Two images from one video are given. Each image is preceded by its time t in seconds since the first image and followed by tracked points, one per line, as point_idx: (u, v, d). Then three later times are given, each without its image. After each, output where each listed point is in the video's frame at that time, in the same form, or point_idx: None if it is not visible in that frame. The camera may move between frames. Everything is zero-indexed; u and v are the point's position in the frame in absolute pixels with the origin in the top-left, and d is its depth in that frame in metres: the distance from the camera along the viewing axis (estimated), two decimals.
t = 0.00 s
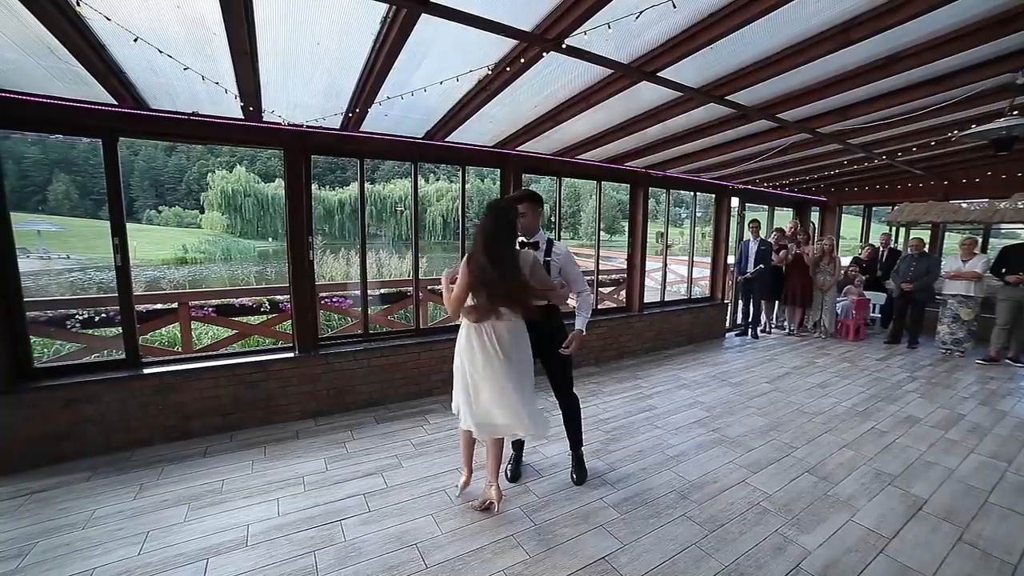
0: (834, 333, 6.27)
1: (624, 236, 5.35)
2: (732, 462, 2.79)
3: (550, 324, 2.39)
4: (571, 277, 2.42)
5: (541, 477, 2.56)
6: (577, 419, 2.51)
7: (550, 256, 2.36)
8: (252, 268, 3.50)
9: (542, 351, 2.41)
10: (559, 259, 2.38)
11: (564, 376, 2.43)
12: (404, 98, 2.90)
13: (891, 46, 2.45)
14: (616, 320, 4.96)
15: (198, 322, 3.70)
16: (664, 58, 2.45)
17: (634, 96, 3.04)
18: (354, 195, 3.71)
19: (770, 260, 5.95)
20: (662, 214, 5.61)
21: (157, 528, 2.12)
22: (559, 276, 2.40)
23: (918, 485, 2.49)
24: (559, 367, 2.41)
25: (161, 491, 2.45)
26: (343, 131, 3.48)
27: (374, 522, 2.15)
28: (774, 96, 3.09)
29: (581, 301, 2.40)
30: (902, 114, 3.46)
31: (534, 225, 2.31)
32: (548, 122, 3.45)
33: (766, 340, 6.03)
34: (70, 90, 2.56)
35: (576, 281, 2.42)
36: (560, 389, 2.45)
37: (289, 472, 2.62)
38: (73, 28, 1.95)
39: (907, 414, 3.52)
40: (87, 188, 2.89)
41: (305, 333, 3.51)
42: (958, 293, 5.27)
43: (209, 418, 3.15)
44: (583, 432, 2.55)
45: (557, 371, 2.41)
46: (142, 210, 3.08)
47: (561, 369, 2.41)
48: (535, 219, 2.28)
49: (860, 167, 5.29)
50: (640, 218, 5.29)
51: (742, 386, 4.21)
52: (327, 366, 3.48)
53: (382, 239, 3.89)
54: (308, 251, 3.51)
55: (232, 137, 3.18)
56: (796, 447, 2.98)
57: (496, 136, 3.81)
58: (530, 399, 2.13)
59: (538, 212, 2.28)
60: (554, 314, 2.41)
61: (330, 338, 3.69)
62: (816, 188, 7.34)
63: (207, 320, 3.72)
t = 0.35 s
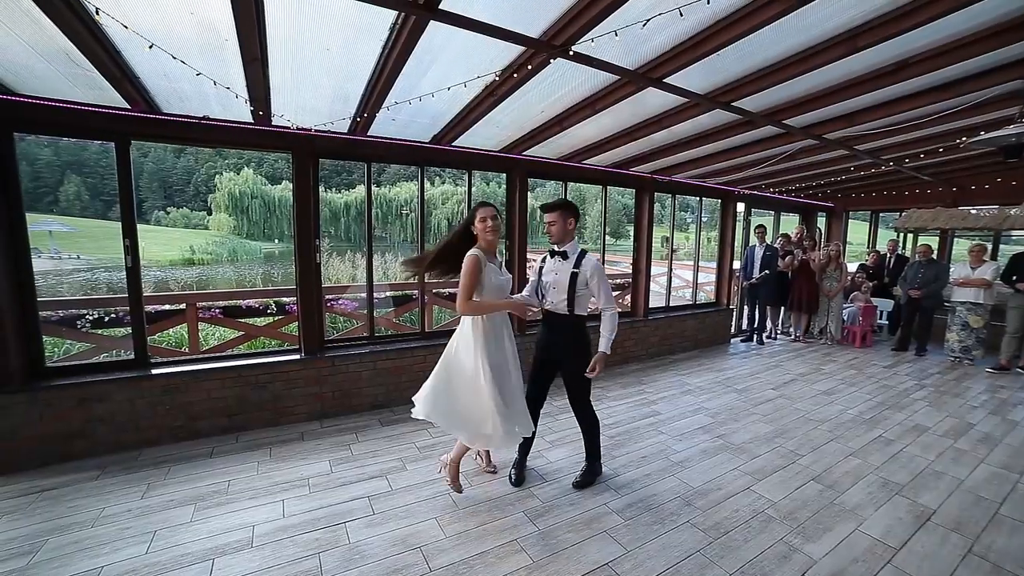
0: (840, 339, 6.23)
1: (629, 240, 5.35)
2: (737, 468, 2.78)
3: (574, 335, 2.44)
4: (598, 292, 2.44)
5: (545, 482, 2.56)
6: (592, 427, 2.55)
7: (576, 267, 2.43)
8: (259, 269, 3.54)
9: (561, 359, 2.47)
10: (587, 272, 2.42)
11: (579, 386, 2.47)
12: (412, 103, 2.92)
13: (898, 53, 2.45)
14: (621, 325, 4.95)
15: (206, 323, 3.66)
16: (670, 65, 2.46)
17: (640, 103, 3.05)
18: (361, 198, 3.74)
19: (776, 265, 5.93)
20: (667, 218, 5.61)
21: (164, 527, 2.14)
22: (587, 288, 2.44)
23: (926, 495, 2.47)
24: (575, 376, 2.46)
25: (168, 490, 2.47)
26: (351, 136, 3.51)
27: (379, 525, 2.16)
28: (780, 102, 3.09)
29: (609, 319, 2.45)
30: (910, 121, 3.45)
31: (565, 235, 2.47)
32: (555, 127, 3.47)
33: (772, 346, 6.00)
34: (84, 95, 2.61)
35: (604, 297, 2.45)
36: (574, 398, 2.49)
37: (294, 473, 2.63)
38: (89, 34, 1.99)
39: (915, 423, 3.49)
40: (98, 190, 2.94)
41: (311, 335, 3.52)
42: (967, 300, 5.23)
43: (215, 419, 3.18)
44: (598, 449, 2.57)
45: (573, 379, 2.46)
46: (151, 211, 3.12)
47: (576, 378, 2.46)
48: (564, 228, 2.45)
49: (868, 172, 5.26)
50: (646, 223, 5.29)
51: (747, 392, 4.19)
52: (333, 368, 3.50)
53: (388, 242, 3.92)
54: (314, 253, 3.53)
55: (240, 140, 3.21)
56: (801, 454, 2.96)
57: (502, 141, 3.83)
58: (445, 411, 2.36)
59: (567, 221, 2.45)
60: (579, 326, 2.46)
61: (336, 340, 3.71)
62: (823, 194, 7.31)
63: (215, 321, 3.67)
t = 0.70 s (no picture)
0: (851, 352, 6.16)
1: (637, 249, 5.35)
2: (746, 482, 2.75)
3: (607, 343, 2.47)
4: (633, 301, 2.45)
5: (551, 492, 2.55)
6: (609, 438, 2.54)
7: (613, 275, 2.47)
8: (268, 272, 3.57)
9: (592, 366, 2.49)
10: (624, 280, 2.46)
11: (609, 394, 2.50)
12: (425, 112, 2.96)
13: (912, 66, 2.44)
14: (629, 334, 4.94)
15: (216, 326, 3.68)
16: (682, 77, 2.48)
17: (651, 113, 3.07)
18: (372, 204, 3.78)
19: (786, 276, 5.89)
20: (676, 227, 5.60)
21: (174, 528, 2.17)
22: (623, 297, 2.47)
23: (941, 514, 2.42)
24: (607, 384, 2.49)
25: (178, 492, 2.49)
26: (363, 144, 3.56)
27: (385, 531, 2.16)
28: (791, 114, 3.09)
29: (642, 330, 2.43)
30: (925, 133, 3.42)
31: (604, 243, 2.49)
32: (565, 137, 3.50)
33: (781, 357, 5.94)
34: (106, 103, 2.68)
35: (638, 306, 2.44)
36: (600, 405, 2.50)
37: (302, 478, 2.65)
38: (115, 46, 2.05)
39: (929, 439, 3.43)
40: (114, 193, 3.00)
41: (322, 342, 3.56)
42: (983, 314, 5.15)
43: (226, 422, 3.21)
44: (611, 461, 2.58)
45: (602, 387, 2.48)
46: (164, 215, 3.16)
47: (606, 385, 2.49)
48: (602, 236, 2.47)
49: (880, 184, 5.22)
50: (654, 232, 5.31)
51: (756, 404, 4.15)
52: (342, 373, 3.53)
53: (398, 248, 3.95)
54: (325, 258, 3.57)
55: (254, 146, 3.26)
56: (812, 468, 2.93)
57: (513, 150, 3.86)
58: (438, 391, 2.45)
59: (606, 229, 2.47)
60: (613, 334, 2.48)
61: (345, 345, 3.74)
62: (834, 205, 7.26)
63: (226, 324, 3.70)
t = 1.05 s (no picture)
0: (863, 359, 6.10)
1: (645, 253, 5.34)
2: (756, 490, 2.73)
3: (623, 348, 2.47)
4: (646, 306, 2.46)
5: (560, 497, 2.55)
6: (622, 443, 2.54)
7: (627, 280, 2.48)
8: (277, 274, 3.59)
9: (608, 371, 2.49)
10: (638, 287, 2.46)
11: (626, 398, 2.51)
12: (437, 118, 3.00)
13: (926, 73, 2.43)
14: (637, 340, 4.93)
15: (228, 327, 3.64)
16: (692, 84, 2.48)
17: (662, 120, 3.07)
18: (384, 208, 3.82)
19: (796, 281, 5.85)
20: (684, 232, 5.58)
21: (187, 528, 2.19)
22: (636, 303, 2.48)
23: (958, 527, 2.38)
24: (625, 389, 2.50)
25: (191, 492, 2.52)
26: (375, 149, 3.59)
27: (394, 534, 2.17)
28: (803, 120, 3.08)
29: (655, 336, 2.43)
30: (940, 140, 3.39)
31: (621, 248, 2.49)
32: (575, 143, 3.51)
33: (791, 364, 5.89)
34: (125, 108, 2.74)
35: (652, 312, 2.45)
36: (616, 410, 2.51)
37: (313, 480, 2.67)
38: (137, 54, 2.10)
39: (944, 450, 3.38)
40: (128, 195, 3.05)
41: (332, 343, 3.62)
42: (1000, 322, 5.07)
43: (237, 423, 3.24)
44: (620, 466, 2.58)
45: (618, 392, 2.49)
46: (175, 216, 3.20)
47: (623, 390, 2.50)
48: (620, 241, 2.47)
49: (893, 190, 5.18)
50: (664, 237, 5.30)
51: (765, 411, 4.12)
52: (352, 376, 3.56)
53: (407, 252, 3.98)
54: (337, 261, 3.62)
55: (265, 150, 3.30)
56: (823, 477, 2.90)
57: (523, 155, 3.88)
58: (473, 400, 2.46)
59: (624, 235, 2.47)
60: (627, 339, 2.49)
61: (355, 348, 3.77)
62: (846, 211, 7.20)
63: (237, 326, 3.66)
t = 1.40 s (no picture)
0: (878, 364, 6.01)
1: (656, 254, 5.32)
2: (769, 496, 2.70)
3: (632, 350, 2.47)
4: (655, 309, 2.44)
5: (571, 500, 2.55)
6: (633, 447, 2.53)
7: (637, 284, 2.47)
8: (288, 273, 3.63)
9: (618, 375, 2.48)
10: (646, 291, 2.45)
11: (637, 400, 2.51)
12: (451, 121, 3.01)
13: (948, 75, 2.39)
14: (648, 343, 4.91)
15: (242, 326, 3.77)
16: (708, 87, 2.47)
17: (675, 122, 3.06)
18: (397, 209, 3.84)
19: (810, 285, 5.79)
20: (696, 234, 5.55)
21: (204, 525, 2.23)
22: (644, 306, 2.47)
23: (979, 538, 2.34)
24: (636, 391, 2.50)
25: (207, 489, 2.56)
26: (388, 151, 3.62)
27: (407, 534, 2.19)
28: (819, 123, 3.05)
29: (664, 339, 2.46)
30: (961, 142, 3.34)
31: (632, 252, 2.49)
32: (588, 145, 3.51)
33: (804, 369, 5.83)
34: (145, 112, 2.79)
35: (660, 316, 2.44)
36: (627, 414, 2.50)
37: (326, 480, 2.70)
38: (161, 59, 2.15)
39: (964, 458, 3.32)
40: (144, 195, 3.11)
41: (344, 343, 3.64)
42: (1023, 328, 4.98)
43: (251, 422, 3.29)
44: (633, 468, 2.56)
45: (629, 395, 2.48)
46: (188, 215, 3.23)
47: (634, 393, 2.50)
48: (631, 245, 2.47)
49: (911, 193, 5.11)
50: (676, 239, 5.28)
51: (778, 416, 4.08)
52: (365, 376, 3.59)
53: (418, 252, 4.00)
54: (351, 261, 3.65)
55: (278, 151, 3.33)
56: (838, 484, 2.87)
57: (535, 157, 3.88)
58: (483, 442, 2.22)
59: (635, 238, 2.46)
60: (637, 340, 2.48)
61: (367, 348, 3.81)
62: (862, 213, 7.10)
63: (250, 325, 3.79)
